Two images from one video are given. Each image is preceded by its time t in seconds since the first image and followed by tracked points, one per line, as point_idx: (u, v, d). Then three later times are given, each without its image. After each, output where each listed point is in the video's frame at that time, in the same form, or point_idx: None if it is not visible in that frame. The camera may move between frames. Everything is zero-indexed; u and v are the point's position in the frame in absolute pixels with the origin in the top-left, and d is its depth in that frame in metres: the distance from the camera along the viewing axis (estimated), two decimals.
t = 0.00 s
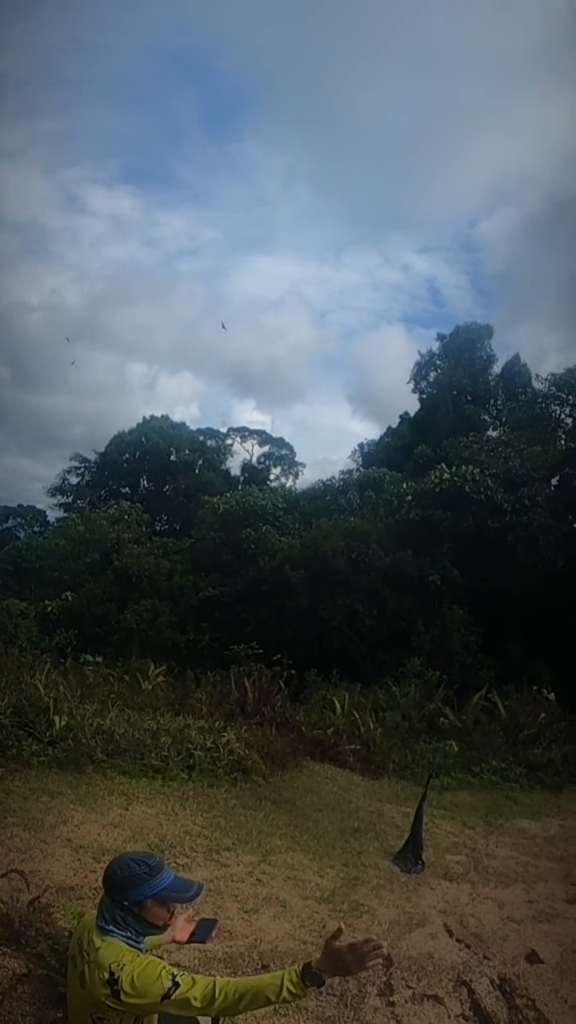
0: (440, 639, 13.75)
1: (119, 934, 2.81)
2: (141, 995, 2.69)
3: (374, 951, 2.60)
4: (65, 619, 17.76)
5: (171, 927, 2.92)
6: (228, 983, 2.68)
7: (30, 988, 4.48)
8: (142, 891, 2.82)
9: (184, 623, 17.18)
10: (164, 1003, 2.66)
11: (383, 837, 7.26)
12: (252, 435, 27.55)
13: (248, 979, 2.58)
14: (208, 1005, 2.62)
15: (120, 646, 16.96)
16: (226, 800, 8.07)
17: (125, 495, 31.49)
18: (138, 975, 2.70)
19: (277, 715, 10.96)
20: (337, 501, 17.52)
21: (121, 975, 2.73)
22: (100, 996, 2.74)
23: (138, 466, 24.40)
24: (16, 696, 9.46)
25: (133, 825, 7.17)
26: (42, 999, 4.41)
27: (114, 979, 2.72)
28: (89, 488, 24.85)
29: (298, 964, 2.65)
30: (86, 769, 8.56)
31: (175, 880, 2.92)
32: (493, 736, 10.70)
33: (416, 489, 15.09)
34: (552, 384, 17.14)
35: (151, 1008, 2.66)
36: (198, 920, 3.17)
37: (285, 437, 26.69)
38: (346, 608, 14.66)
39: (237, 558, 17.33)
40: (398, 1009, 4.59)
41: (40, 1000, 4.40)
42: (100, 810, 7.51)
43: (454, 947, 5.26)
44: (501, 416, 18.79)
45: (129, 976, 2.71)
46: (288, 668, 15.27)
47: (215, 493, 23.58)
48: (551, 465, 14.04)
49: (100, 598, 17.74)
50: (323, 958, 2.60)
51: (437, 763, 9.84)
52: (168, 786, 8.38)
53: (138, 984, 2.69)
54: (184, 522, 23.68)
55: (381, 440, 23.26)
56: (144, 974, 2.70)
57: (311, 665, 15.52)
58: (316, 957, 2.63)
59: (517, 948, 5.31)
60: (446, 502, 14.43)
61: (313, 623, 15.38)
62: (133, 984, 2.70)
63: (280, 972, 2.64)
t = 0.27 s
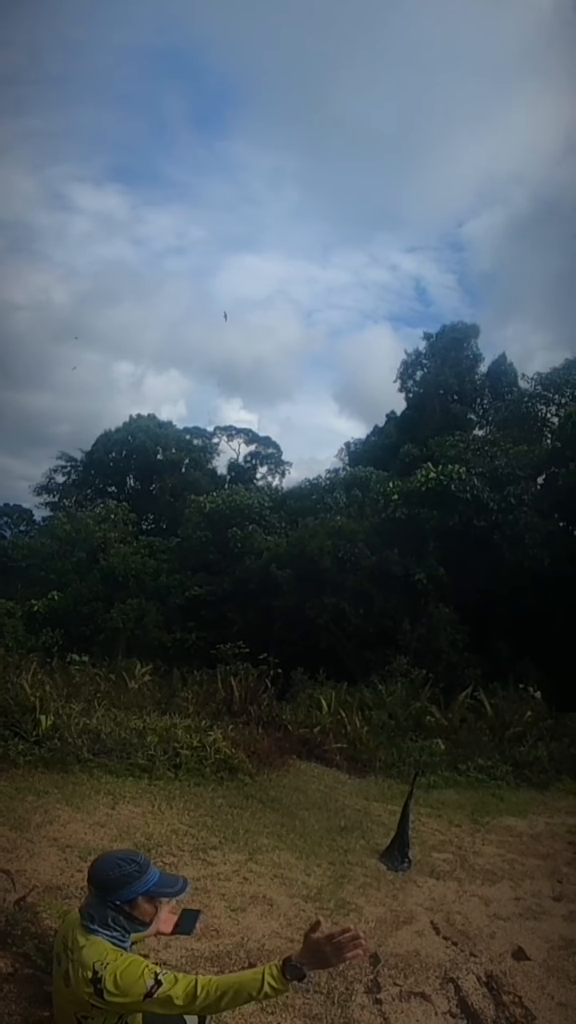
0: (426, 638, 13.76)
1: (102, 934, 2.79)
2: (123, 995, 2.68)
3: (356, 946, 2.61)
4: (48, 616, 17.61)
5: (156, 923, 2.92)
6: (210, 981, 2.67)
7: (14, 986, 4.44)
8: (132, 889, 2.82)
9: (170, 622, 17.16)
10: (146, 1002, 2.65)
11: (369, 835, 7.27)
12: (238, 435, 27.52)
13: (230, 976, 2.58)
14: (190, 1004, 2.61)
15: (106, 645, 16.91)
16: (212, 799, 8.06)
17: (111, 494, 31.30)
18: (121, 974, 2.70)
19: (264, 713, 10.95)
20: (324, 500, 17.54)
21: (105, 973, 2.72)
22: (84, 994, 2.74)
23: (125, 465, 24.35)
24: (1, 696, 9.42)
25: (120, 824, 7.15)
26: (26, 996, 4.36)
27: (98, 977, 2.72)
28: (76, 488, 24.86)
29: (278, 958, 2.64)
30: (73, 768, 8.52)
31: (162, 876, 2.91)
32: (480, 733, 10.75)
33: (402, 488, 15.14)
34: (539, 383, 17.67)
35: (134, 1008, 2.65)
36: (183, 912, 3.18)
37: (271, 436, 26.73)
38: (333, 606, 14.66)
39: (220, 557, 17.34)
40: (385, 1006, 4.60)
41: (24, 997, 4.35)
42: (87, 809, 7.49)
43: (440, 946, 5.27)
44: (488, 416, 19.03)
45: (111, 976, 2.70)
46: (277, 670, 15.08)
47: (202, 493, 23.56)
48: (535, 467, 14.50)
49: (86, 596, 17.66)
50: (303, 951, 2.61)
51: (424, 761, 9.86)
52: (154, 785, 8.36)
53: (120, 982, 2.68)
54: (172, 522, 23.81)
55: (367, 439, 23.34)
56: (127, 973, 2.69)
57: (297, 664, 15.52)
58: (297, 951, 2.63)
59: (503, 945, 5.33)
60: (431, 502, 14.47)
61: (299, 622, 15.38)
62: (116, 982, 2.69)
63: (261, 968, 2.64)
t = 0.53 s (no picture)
0: (411, 636, 13.78)
1: (86, 934, 2.78)
2: (107, 994, 2.67)
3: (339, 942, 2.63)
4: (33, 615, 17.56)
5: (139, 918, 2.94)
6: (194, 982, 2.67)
7: None
8: (121, 889, 2.82)
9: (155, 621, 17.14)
10: (129, 1003, 2.64)
11: (355, 833, 7.28)
12: (223, 433, 27.47)
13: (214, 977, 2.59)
14: (173, 1005, 2.62)
15: (91, 645, 16.85)
16: (198, 798, 8.05)
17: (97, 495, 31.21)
18: (104, 974, 2.69)
19: (249, 712, 10.96)
20: (308, 498, 17.56)
21: (88, 973, 2.71)
22: (68, 994, 2.72)
23: (109, 465, 24.31)
24: None
25: (105, 824, 7.12)
26: (9, 997, 4.32)
27: (81, 978, 2.70)
28: (61, 488, 24.74)
29: (261, 958, 2.66)
30: (58, 768, 8.49)
31: (146, 874, 2.93)
32: (465, 730, 10.80)
33: (386, 487, 15.20)
34: (523, 384, 17.89)
35: (118, 1009, 2.65)
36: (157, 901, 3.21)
37: (257, 434, 26.74)
38: (317, 605, 14.69)
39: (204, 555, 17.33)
40: (371, 1003, 4.61)
41: (7, 997, 4.32)
42: (72, 809, 7.46)
43: (425, 942, 5.30)
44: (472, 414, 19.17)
45: (95, 976, 2.69)
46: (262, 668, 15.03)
47: (187, 491, 23.32)
48: (521, 466, 14.62)
49: (70, 597, 17.59)
50: (286, 949, 2.63)
51: (409, 759, 9.89)
52: (140, 784, 8.35)
53: (104, 983, 2.67)
54: (156, 522, 23.40)
55: (352, 437, 23.41)
56: (111, 974, 2.69)
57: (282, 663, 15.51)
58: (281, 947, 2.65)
59: (489, 942, 5.35)
60: (416, 501, 14.53)
61: (284, 621, 15.39)
62: (99, 983, 2.68)
63: (244, 969, 2.65)
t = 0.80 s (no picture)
0: (396, 633, 13.80)
1: (69, 935, 2.76)
2: (91, 996, 2.66)
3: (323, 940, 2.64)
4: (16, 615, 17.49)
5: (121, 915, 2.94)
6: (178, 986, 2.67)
7: None
8: (106, 889, 2.81)
9: (140, 620, 17.10)
10: (114, 1005, 2.64)
11: (340, 831, 7.30)
12: (207, 432, 27.42)
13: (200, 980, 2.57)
14: (158, 1009, 2.62)
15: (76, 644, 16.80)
16: (183, 797, 8.04)
17: (80, 493, 31.09)
18: (89, 976, 2.68)
19: (234, 711, 10.96)
20: (293, 496, 17.59)
21: (72, 975, 2.69)
22: (51, 995, 2.70)
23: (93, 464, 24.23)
24: None
25: (90, 823, 7.10)
26: None
27: (65, 979, 2.69)
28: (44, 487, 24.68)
29: (247, 960, 2.66)
30: (42, 768, 8.47)
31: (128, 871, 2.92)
32: (449, 727, 10.85)
33: (370, 484, 15.27)
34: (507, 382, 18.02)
35: (103, 1010, 2.64)
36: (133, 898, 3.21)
37: (241, 432, 26.72)
38: (302, 603, 14.71)
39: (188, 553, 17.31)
40: (357, 1000, 4.62)
41: None
42: (56, 809, 7.44)
43: (410, 939, 5.32)
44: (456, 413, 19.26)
45: (79, 978, 2.68)
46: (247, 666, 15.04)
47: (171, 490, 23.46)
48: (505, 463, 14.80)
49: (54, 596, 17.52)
50: (271, 951, 2.61)
51: (394, 756, 9.93)
52: (125, 784, 8.33)
53: (88, 985, 2.66)
54: (140, 520, 23.42)
55: (337, 434, 23.44)
56: (96, 975, 2.68)
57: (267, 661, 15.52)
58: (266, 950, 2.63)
59: (474, 938, 5.37)
60: (399, 498, 14.67)
61: (269, 619, 15.40)
62: (84, 985, 2.67)
63: (230, 971, 2.65)
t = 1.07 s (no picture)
0: (379, 630, 13.89)
1: (54, 935, 2.75)
2: (77, 999, 2.65)
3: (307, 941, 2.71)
4: None
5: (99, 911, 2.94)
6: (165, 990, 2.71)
7: None
8: (94, 886, 2.81)
9: (123, 619, 17.03)
10: (101, 1009, 2.65)
11: (325, 828, 7.30)
12: (190, 430, 27.36)
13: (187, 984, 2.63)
14: (145, 1013, 2.64)
15: (58, 642, 16.70)
16: (168, 795, 8.03)
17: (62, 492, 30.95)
18: (75, 978, 2.67)
19: (218, 709, 10.95)
20: (276, 494, 17.60)
21: (57, 977, 2.67)
22: (36, 999, 2.68)
23: (76, 463, 24.24)
24: None
25: (74, 823, 7.07)
26: None
27: (50, 982, 2.67)
28: (27, 485, 24.63)
29: (234, 965, 2.73)
30: (25, 768, 8.43)
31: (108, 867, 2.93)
32: (433, 723, 10.88)
33: (353, 482, 15.32)
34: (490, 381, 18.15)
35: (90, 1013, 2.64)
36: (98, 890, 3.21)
37: (224, 430, 26.68)
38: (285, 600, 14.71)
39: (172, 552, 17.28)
40: (343, 997, 4.63)
41: None
42: (40, 808, 7.40)
43: (396, 935, 5.34)
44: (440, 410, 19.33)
45: (65, 980, 2.67)
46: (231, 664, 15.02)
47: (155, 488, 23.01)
48: (487, 461, 14.90)
49: (36, 595, 17.42)
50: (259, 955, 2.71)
51: (378, 753, 9.95)
52: (109, 782, 8.31)
53: (74, 988, 2.65)
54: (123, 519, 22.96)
55: (320, 432, 23.45)
56: (82, 977, 2.67)
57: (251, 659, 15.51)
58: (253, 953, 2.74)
59: (460, 933, 5.39)
60: (383, 495, 14.73)
61: (253, 617, 15.39)
62: (70, 987, 2.66)
63: (217, 978, 2.72)
